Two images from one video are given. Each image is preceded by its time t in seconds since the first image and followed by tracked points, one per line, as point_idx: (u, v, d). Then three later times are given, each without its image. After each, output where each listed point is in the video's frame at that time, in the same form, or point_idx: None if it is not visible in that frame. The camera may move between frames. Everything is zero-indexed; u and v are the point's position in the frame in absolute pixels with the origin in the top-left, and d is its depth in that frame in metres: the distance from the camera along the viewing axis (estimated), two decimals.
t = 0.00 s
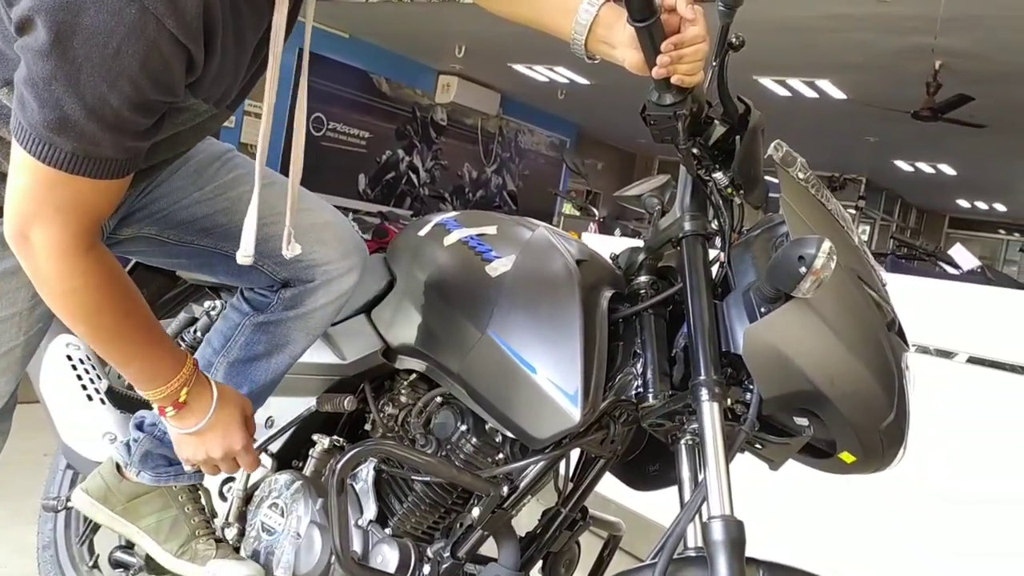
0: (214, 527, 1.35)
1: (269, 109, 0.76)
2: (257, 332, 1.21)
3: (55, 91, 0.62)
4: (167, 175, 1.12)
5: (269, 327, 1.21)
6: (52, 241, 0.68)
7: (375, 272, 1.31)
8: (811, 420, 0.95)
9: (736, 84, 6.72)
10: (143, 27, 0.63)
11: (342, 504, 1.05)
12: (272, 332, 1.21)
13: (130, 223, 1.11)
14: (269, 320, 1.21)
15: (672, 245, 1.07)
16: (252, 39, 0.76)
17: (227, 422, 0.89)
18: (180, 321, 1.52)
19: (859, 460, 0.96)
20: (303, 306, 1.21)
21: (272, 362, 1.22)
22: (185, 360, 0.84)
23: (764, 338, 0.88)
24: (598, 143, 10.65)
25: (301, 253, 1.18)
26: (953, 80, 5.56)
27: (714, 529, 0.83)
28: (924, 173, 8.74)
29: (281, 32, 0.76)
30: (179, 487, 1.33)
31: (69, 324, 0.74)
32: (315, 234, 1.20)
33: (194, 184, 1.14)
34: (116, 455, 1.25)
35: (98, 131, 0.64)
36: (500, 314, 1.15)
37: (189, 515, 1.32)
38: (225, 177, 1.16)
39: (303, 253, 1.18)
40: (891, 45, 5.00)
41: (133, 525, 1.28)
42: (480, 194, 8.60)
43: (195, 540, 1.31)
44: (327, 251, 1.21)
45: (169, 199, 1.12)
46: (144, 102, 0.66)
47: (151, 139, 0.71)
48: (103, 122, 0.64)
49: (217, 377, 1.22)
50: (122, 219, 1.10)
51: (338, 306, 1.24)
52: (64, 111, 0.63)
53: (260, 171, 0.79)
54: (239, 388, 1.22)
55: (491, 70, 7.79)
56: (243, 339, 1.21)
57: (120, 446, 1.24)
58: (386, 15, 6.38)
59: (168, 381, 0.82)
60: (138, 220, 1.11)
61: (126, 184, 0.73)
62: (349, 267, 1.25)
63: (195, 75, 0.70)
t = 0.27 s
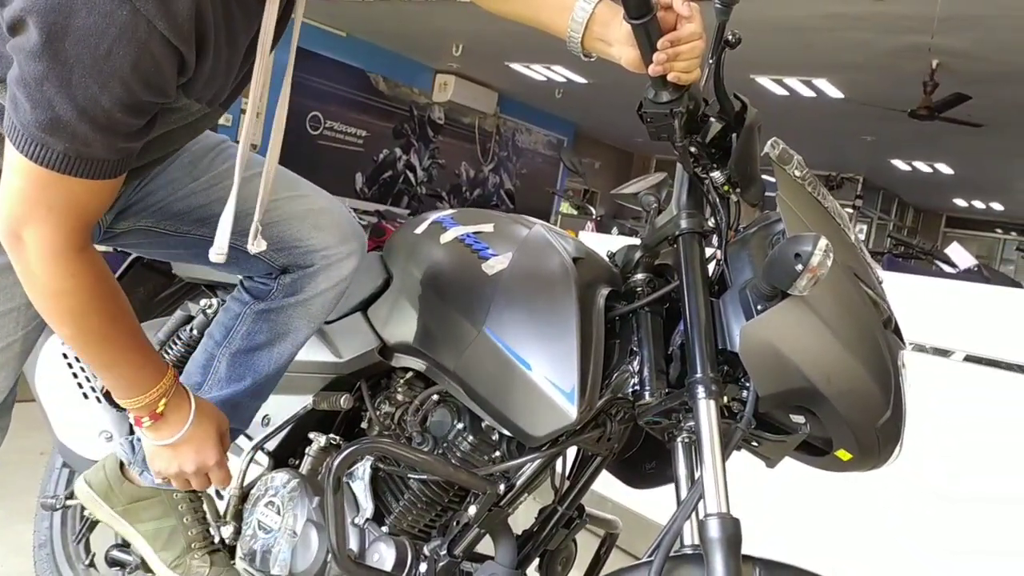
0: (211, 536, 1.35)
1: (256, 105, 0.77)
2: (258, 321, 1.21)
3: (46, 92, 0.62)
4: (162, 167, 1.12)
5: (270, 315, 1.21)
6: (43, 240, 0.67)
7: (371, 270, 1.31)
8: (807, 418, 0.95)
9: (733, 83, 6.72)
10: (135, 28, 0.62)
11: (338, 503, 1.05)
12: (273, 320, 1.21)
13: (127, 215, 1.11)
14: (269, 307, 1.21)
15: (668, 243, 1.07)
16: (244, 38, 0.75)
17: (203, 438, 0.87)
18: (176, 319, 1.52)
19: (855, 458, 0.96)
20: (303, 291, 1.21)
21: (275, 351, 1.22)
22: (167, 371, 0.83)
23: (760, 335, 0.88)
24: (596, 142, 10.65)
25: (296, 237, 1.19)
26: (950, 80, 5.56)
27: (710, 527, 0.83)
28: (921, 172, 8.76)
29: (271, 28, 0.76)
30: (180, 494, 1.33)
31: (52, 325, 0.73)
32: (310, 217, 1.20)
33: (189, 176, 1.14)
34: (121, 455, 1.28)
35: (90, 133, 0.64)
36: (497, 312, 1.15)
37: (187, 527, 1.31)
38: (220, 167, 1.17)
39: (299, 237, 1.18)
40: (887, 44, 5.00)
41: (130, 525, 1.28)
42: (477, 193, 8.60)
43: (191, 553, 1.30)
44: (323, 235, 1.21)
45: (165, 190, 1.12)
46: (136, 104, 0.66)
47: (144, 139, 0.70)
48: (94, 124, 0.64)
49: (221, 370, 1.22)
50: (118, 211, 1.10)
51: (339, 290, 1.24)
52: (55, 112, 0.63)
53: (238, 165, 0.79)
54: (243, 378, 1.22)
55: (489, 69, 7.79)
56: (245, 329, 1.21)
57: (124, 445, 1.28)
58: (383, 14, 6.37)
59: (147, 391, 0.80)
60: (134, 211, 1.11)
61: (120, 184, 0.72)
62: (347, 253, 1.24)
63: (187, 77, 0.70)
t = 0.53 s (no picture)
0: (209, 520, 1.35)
1: (255, 105, 0.77)
2: (248, 325, 1.21)
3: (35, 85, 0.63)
4: (156, 169, 1.12)
5: (261, 319, 1.21)
6: (33, 236, 0.67)
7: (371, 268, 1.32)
8: (806, 414, 0.95)
9: (733, 81, 6.72)
10: (126, 25, 0.63)
11: (337, 499, 1.05)
12: (264, 324, 1.21)
13: (121, 217, 1.11)
14: (260, 312, 1.21)
15: (667, 240, 1.07)
16: (235, 33, 0.75)
17: (176, 447, 0.86)
18: (174, 318, 1.51)
19: (853, 454, 0.96)
20: (294, 297, 1.22)
21: (264, 353, 1.23)
22: (144, 377, 0.82)
23: (758, 331, 0.88)
24: (596, 140, 10.65)
25: (291, 242, 1.19)
26: (949, 77, 5.56)
27: (708, 521, 0.83)
28: (921, 169, 8.76)
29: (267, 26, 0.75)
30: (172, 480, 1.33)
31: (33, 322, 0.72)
32: (304, 224, 1.20)
33: (182, 177, 1.14)
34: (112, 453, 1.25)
35: (79, 127, 0.64)
36: (496, 309, 1.15)
37: (185, 509, 1.31)
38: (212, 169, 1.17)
39: (292, 244, 1.19)
40: (887, 41, 5.00)
41: (126, 517, 1.26)
42: (477, 191, 8.60)
43: (191, 532, 1.30)
44: (315, 241, 1.21)
45: (158, 192, 1.12)
46: (127, 99, 0.66)
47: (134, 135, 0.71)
48: (85, 117, 0.64)
49: (210, 371, 1.22)
50: (111, 213, 1.09)
51: (327, 296, 1.25)
52: (46, 108, 0.63)
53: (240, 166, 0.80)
54: (231, 381, 1.22)
55: (488, 68, 7.78)
56: (235, 332, 1.22)
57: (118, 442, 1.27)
58: (382, 13, 6.37)
59: (122, 396, 0.80)
60: (129, 213, 1.11)
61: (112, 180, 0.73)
62: (338, 258, 1.25)
63: (178, 74, 0.70)
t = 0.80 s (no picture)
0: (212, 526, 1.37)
1: (255, 102, 0.77)
2: (255, 316, 1.23)
3: (39, 74, 0.64)
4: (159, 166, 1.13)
5: (268, 310, 1.22)
6: (33, 231, 0.68)
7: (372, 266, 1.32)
8: (805, 409, 0.96)
9: (734, 79, 6.72)
10: (129, 9, 0.63)
11: (340, 495, 1.06)
12: (271, 314, 1.22)
13: (125, 213, 1.12)
14: (266, 302, 1.22)
15: (667, 236, 1.07)
16: (234, 28, 0.77)
17: (187, 447, 0.86)
18: (177, 316, 1.52)
19: (852, 448, 0.97)
20: (299, 286, 1.23)
21: (272, 344, 1.23)
22: (151, 376, 0.83)
23: (757, 327, 0.89)
24: (597, 139, 10.65)
25: (294, 233, 1.19)
26: (950, 73, 5.56)
27: (708, 516, 0.84)
28: (922, 167, 8.75)
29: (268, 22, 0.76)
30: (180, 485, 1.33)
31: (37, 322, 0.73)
32: (307, 214, 1.21)
33: (185, 173, 1.15)
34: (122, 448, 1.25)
35: (81, 116, 0.65)
36: (496, 306, 1.15)
37: (190, 517, 1.33)
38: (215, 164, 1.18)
39: (295, 234, 1.19)
40: (887, 38, 5.00)
41: (133, 517, 1.27)
42: (478, 190, 8.61)
43: (194, 542, 1.32)
44: (319, 231, 1.22)
45: (161, 187, 1.13)
46: (129, 89, 0.67)
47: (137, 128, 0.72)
48: (87, 107, 0.65)
49: (219, 363, 1.24)
50: (115, 210, 1.10)
51: (335, 286, 1.26)
52: (49, 95, 0.64)
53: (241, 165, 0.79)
54: (241, 372, 1.23)
55: (489, 66, 7.79)
56: (242, 323, 1.23)
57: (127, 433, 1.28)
58: (382, 11, 6.38)
59: (130, 395, 0.80)
60: (133, 209, 1.12)
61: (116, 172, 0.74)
62: (343, 248, 1.26)
63: (179, 63, 0.71)
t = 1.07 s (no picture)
0: (217, 524, 1.37)
1: (250, 98, 0.76)
2: (260, 315, 1.23)
3: (37, 65, 0.64)
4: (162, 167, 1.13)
5: (272, 308, 1.23)
6: (34, 226, 0.68)
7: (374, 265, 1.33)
8: (806, 408, 0.96)
9: (734, 77, 6.71)
10: None
11: (342, 493, 1.06)
12: (275, 313, 1.23)
13: (127, 212, 1.12)
14: (271, 301, 1.23)
15: (668, 234, 1.08)
16: (230, 25, 0.77)
17: (197, 442, 0.87)
18: (179, 315, 1.53)
19: (853, 447, 0.97)
20: (304, 285, 1.23)
21: (277, 343, 1.24)
22: (160, 370, 0.83)
23: (759, 326, 0.89)
24: (598, 137, 10.64)
25: (297, 232, 1.19)
26: (951, 71, 5.55)
27: (710, 515, 0.84)
28: (923, 165, 8.74)
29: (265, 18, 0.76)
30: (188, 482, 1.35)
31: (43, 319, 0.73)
32: (310, 212, 1.21)
33: (188, 171, 1.15)
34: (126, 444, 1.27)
35: (80, 108, 0.65)
36: (498, 305, 1.15)
37: (195, 514, 1.33)
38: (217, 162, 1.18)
39: (298, 232, 1.19)
40: (888, 36, 4.99)
41: (137, 514, 1.28)
42: (479, 188, 8.61)
43: (198, 540, 1.32)
44: (322, 229, 1.22)
45: (163, 186, 1.13)
46: (128, 81, 0.67)
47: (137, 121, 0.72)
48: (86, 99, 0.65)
49: (224, 363, 1.24)
50: (117, 209, 1.11)
51: (339, 283, 1.26)
52: (47, 86, 0.64)
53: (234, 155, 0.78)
54: (247, 371, 1.24)
55: (490, 65, 7.79)
56: (246, 323, 1.23)
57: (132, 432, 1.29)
58: (383, 10, 6.37)
59: (139, 390, 0.81)
60: (135, 208, 1.13)
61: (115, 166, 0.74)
62: (346, 246, 1.26)
63: (178, 54, 0.71)
